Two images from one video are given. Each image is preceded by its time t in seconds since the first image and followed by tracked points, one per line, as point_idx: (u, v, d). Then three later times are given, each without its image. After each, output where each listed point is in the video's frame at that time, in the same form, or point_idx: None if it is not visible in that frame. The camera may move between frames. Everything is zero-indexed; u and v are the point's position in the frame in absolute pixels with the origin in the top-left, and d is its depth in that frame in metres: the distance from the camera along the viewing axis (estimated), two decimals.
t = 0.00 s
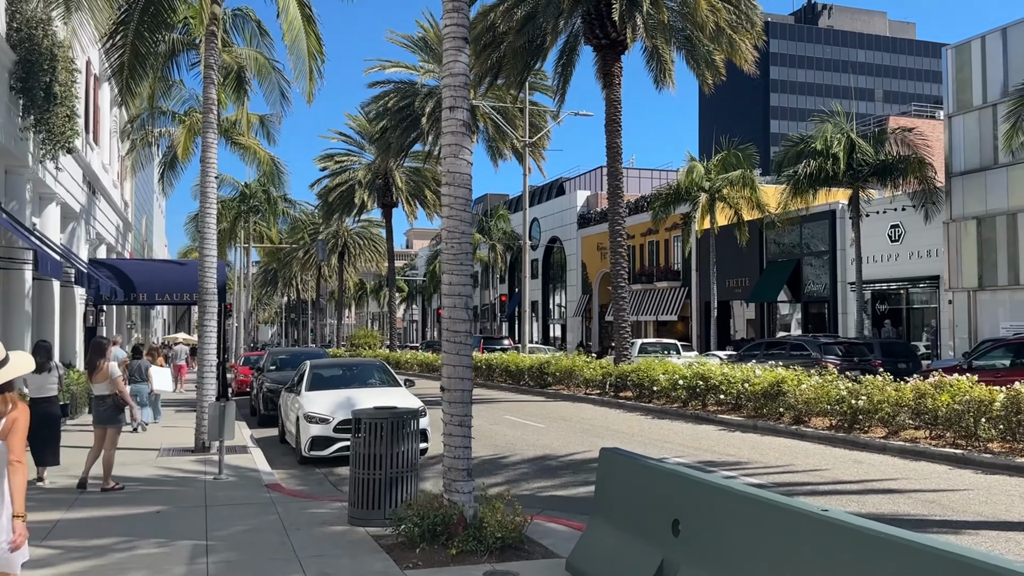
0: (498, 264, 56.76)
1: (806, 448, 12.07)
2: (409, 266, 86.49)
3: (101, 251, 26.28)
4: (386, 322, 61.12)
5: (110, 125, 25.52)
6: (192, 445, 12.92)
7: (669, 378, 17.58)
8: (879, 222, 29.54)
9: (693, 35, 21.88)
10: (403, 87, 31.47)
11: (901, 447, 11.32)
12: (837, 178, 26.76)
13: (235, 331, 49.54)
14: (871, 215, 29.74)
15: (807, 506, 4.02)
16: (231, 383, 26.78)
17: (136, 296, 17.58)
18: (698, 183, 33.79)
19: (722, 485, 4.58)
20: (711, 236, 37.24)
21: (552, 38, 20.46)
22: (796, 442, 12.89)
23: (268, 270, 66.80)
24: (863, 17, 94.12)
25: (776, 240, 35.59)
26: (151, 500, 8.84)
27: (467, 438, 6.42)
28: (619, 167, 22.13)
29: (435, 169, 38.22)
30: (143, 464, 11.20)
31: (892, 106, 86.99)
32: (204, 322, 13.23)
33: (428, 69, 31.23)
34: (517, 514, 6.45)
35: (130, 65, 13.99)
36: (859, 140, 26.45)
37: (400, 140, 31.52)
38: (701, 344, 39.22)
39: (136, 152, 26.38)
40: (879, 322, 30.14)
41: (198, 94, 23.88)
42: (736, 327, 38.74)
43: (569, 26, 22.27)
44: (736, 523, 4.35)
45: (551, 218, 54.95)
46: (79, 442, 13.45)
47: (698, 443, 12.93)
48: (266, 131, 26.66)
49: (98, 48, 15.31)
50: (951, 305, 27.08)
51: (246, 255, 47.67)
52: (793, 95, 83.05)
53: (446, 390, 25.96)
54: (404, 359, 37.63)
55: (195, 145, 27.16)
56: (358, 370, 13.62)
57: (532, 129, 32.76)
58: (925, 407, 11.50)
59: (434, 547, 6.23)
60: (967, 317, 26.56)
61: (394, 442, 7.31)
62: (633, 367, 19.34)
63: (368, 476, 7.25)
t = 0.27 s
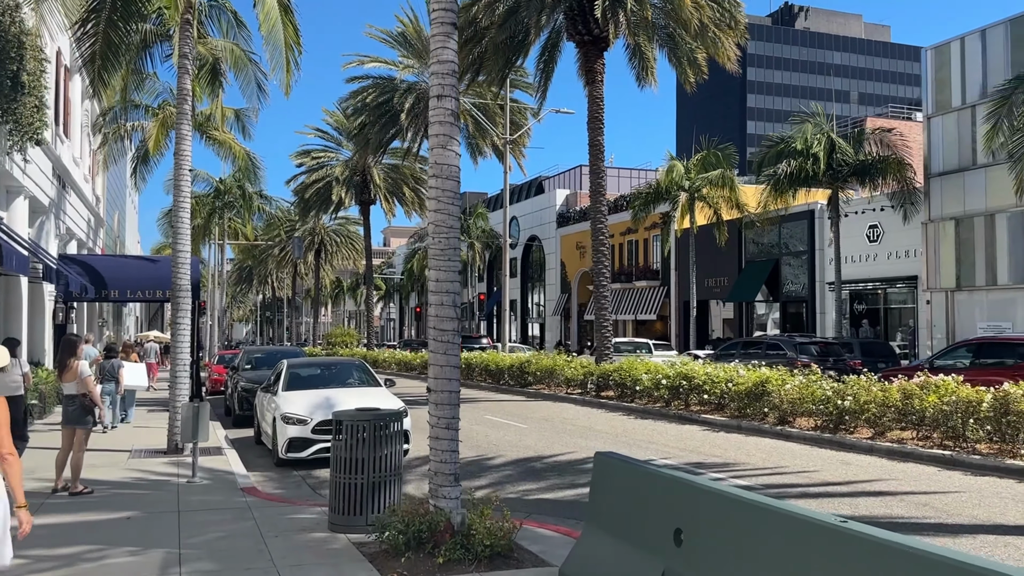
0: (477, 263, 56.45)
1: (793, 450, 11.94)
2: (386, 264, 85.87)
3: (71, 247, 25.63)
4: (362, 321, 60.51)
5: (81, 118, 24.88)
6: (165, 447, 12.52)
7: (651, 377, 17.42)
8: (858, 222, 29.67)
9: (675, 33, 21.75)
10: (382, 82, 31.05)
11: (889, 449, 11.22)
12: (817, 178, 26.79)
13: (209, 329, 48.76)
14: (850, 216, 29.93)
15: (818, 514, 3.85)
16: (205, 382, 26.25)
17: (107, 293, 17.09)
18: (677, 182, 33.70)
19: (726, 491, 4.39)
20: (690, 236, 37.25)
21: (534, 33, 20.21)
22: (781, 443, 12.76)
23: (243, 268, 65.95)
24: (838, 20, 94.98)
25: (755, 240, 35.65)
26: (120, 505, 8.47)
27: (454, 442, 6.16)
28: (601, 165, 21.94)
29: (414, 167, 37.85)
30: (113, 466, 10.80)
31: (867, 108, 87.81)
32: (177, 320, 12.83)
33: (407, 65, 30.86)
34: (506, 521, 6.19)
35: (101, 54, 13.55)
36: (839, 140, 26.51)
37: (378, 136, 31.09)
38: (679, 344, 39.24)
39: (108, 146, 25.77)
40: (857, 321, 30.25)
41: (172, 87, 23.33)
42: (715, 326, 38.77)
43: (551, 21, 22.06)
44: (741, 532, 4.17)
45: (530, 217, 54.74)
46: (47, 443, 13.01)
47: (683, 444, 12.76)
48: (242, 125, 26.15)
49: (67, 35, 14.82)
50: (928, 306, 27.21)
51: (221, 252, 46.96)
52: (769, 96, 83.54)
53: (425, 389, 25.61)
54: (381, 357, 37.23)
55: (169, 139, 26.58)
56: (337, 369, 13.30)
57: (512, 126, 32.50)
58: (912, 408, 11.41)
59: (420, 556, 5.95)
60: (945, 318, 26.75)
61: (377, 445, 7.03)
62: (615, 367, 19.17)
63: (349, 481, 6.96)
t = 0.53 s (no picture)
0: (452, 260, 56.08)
1: (777, 448, 11.83)
2: (360, 261, 85.11)
3: (36, 241, 24.92)
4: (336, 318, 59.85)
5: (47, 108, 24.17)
6: (134, 447, 12.10)
7: (632, 375, 17.27)
8: (835, 220, 29.80)
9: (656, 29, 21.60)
10: (358, 76, 30.60)
11: (874, 447, 11.14)
12: (794, 177, 26.83)
13: (180, 325, 47.90)
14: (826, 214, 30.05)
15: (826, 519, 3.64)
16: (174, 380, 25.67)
17: (74, 288, 16.57)
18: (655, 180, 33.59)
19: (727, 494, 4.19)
20: (667, 234, 37.22)
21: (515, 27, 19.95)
22: (765, 441, 12.64)
23: (214, 264, 64.96)
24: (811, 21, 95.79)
25: (731, 238, 35.70)
26: (87, 508, 8.08)
27: (441, 443, 5.90)
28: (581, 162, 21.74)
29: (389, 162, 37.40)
30: (79, 467, 10.38)
31: (839, 108, 88.68)
32: (148, 315, 12.41)
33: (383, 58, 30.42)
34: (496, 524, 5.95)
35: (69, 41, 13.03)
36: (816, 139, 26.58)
37: (354, 130, 30.62)
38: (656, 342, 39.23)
39: (76, 137, 25.08)
40: (832, 319, 30.39)
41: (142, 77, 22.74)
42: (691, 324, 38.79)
43: (531, 15, 21.81)
44: (743, 537, 3.97)
45: (506, 214, 54.47)
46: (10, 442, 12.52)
47: (666, 443, 12.60)
48: (214, 118, 25.60)
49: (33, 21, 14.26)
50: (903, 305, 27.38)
51: (191, 248, 46.13)
52: (743, 96, 84.03)
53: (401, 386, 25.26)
54: (356, 354, 36.76)
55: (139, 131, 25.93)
56: (313, 366, 12.96)
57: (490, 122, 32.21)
58: (897, 407, 11.34)
59: (405, 562, 5.69)
60: (919, 316, 26.96)
61: (359, 446, 6.75)
62: (595, 364, 18.99)
63: (330, 483, 6.68)
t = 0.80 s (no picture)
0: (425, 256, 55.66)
1: (757, 448, 11.74)
2: (331, 257, 84.25)
3: None
4: (307, 314, 59.10)
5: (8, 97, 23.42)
6: (99, 447, 11.68)
7: (609, 374, 17.14)
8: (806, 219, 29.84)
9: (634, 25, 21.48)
10: (330, 69, 30.13)
11: (853, 448, 11.10)
12: (768, 175, 26.89)
13: (146, 321, 46.95)
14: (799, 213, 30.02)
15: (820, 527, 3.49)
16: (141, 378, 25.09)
17: (37, 282, 16.02)
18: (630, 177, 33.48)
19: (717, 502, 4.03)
20: (642, 231, 37.21)
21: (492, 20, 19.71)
22: (743, 440, 12.56)
23: (182, 259, 63.84)
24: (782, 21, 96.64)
25: (705, 236, 35.77)
26: (47, 512, 7.71)
27: (423, 447, 5.68)
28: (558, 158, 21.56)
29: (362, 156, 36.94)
30: (40, 469, 9.96)
31: (809, 108, 89.52)
32: (113, 311, 12.00)
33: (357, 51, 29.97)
34: (479, 531, 5.76)
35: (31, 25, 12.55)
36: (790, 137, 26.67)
37: (326, 123, 30.12)
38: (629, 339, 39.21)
39: (39, 128, 24.35)
40: (804, 318, 30.49)
41: (108, 67, 22.12)
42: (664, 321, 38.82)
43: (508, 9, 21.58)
44: (734, 547, 3.82)
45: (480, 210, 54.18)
46: None
47: (645, 442, 12.47)
48: (183, 109, 25.02)
49: None
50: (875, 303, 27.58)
51: (159, 241, 45.25)
52: (716, 95, 84.54)
53: (374, 384, 24.90)
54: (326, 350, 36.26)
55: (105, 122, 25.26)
56: (285, 364, 12.63)
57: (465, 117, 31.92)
58: (876, 407, 11.31)
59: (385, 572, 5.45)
60: (891, 315, 27.20)
61: (336, 450, 6.50)
62: (571, 363, 18.83)
63: (305, 488, 6.42)
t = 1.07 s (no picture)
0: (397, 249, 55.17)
1: (735, 443, 11.63)
2: (301, 250, 83.25)
3: None
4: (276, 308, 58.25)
5: None
6: (58, 443, 11.22)
7: (584, 368, 16.97)
8: (779, 215, 29.74)
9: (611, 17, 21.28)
10: (301, 58, 29.58)
11: (832, 443, 11.03)
12: (742, 171, 26.89)
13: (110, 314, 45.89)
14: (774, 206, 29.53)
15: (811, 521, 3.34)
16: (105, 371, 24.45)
17: None
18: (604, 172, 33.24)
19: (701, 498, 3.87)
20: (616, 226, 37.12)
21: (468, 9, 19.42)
22: (721, 435, 12.44)
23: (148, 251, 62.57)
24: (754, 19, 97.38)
25: (678, 232, 35.78)
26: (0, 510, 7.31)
27: (401, 443, 5.43)
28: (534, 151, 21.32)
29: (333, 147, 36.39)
30: None
31: (780, 105, 90.35)
32: (75, 302, 11.53)
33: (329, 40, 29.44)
34: (459, 529, 5.53)
35: None
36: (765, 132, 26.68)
37: (297, 113, 29.55)
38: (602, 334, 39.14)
39: None
40: (776, 313, 30.40)
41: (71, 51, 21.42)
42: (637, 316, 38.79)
43: None
44: (721, 543, 3.66)
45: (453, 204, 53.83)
46: None
47: (623, 437, 12.30)
48: (150, 97, 24.36)
49: None
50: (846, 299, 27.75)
51: (124, 233, 44.28)
52: (688, 92, 84.95)
53: (345, 378, 24.50)
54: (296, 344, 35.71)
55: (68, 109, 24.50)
56: (254, 358, 12.27)
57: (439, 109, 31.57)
58: (855, 402, 11.26)
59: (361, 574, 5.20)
60: (863, 311, 27.42)
61: (308, 446, 6.23)
62: (546, 357, 18.64)
63: (276, 486, 6.14)
